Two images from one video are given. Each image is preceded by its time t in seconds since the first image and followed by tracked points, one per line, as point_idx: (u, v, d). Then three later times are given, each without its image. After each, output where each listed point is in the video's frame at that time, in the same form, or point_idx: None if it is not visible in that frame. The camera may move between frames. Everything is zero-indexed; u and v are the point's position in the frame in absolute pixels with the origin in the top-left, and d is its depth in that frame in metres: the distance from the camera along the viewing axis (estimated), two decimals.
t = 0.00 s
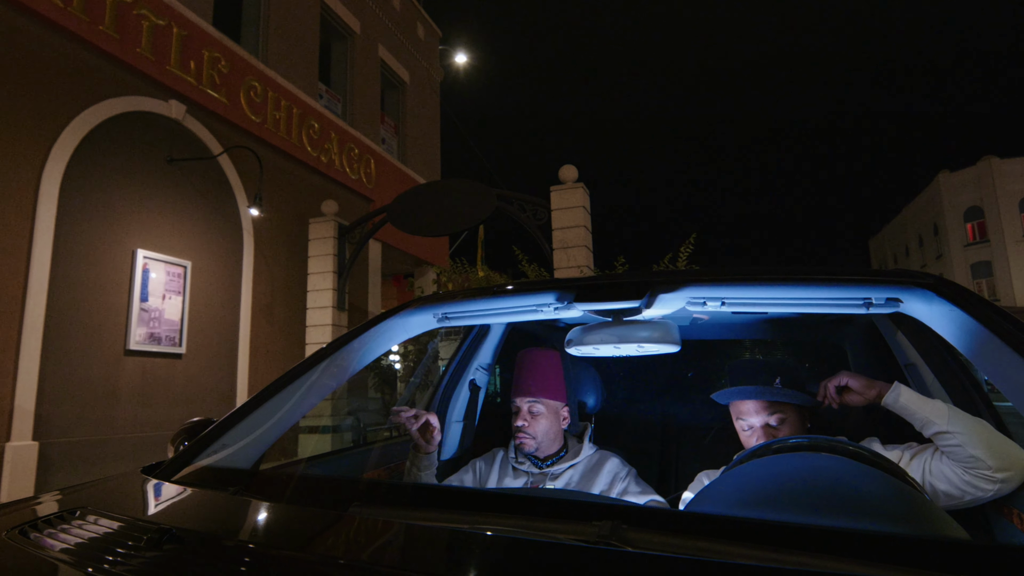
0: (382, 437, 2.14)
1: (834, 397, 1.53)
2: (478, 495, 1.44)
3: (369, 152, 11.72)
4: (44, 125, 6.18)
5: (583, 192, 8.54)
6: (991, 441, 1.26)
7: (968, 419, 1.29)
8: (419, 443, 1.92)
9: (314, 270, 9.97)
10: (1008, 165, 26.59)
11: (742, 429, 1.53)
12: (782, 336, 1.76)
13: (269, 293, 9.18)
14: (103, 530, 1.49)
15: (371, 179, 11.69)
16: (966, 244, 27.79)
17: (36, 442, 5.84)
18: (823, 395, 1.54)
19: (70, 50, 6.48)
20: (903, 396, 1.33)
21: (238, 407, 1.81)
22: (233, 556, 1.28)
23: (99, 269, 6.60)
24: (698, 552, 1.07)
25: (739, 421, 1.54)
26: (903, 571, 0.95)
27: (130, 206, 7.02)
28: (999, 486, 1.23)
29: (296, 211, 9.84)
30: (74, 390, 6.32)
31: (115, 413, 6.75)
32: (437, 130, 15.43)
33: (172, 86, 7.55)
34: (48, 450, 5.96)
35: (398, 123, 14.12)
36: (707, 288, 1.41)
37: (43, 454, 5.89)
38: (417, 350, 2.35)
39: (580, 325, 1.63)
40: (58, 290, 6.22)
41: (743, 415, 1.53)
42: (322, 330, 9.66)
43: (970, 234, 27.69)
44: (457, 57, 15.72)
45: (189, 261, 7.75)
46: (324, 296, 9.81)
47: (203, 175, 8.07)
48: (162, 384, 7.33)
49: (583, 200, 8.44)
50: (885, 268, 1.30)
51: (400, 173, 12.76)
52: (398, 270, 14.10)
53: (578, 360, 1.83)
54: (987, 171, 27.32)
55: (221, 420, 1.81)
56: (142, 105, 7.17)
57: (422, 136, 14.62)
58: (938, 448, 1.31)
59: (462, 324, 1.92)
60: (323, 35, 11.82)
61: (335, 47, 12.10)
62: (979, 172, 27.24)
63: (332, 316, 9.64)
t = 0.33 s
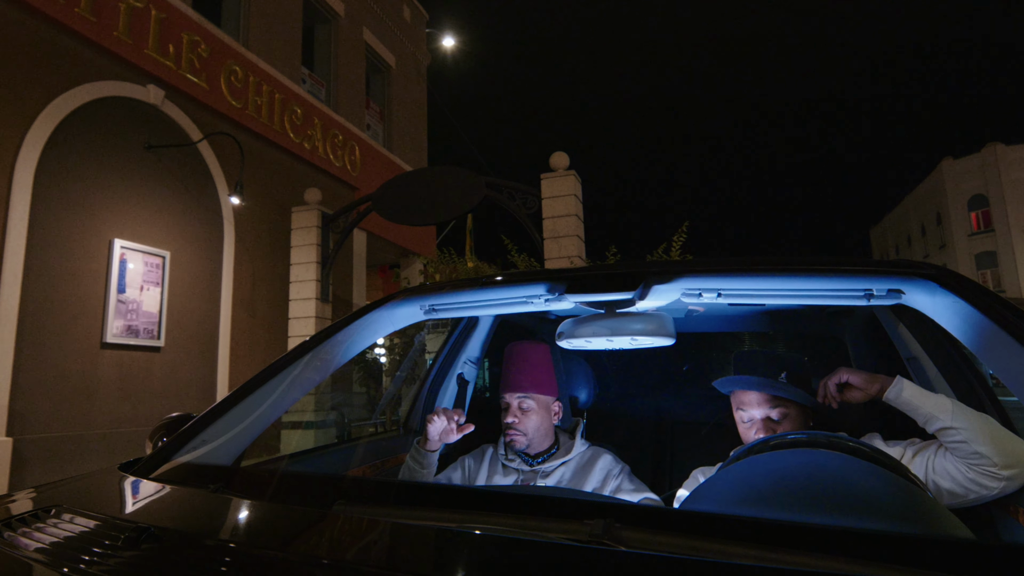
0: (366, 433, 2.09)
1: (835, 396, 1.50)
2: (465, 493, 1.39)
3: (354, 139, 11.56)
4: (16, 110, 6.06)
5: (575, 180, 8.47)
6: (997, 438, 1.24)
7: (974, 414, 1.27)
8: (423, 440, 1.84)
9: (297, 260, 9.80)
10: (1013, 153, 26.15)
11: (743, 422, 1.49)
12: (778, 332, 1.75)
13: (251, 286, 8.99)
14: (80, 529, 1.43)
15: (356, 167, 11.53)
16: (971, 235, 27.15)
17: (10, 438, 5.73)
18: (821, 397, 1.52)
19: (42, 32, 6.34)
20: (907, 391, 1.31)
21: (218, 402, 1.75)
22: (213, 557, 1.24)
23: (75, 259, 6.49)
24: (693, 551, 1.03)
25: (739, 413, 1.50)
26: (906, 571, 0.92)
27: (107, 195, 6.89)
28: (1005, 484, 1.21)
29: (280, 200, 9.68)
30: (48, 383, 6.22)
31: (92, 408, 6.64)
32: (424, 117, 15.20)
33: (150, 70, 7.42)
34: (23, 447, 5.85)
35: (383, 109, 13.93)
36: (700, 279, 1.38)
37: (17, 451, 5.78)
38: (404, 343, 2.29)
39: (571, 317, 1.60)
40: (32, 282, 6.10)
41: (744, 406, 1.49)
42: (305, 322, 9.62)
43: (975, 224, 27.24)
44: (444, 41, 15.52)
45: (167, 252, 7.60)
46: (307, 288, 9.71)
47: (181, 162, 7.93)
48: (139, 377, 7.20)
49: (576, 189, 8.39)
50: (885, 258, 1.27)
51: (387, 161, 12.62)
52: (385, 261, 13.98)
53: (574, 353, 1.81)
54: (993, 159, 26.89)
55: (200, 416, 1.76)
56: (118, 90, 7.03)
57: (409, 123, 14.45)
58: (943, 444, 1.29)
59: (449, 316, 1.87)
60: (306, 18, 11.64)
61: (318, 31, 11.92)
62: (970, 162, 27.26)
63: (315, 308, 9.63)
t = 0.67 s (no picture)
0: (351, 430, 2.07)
1: (845, 372, 1.39)
2: (452, 490, 1.35)
3: (338, 125, 11.34)
4: None
5: (566, 166, 8.35)
6: (1007, 432, 1.21)
7: (982, 407, 1.26)
8: (395, 432, 1.85)
9: (279, 250, 9.36)
10: (1017, 140, 25.76)
11: (743, 414, 1.50)
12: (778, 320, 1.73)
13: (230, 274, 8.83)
14: (54, 527, 1.38)
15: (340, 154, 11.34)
16: (974, 223, 26.86)
17: None
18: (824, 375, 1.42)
19: (13, 15, 6.19)
20: (913, 380, 1.29)
21: (198, 395, 1.70)
22: (189, 558, 1.20)
23: (49, 248, 6.37)
24: (688, 551, 1.00)
25: (742, 405, 1.50)
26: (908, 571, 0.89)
27: (82, 182, 6.76)
28: (1012, 482, 1.19)
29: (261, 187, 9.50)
30: (21, 376, 6.12)
31: (68, 402, 6.55)
32: (411, 103, 14.95)
33: (127, 54, 7.28)
34: None
35: (368, 95, 13.71)
36: (696, 270, 1.34)
37: None
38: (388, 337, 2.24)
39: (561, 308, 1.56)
40: (5, 271, 5.99)
41: (749, 399, 1.48)
42: (287, 313, 9.08)
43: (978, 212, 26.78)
44: (431, 24, 15.26)
45: (145, 241, 7.45)
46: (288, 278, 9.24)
47: (159, 148, 7.79)
48: (118, 369, 7.09)
49: (567, 175, 8.28)
50: (883, 247, 1.24)
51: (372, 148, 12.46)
52: (373, 250, 13.84)
53: (562, 346, 1.76)
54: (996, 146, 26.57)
55: (179, 411, 1.70)
56: (94, 75, 6.90)
57: (395, 108, 14.25)
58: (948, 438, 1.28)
59: (436, 307, 1.82)
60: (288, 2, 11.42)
61: (301, 14, 11.70)
62: (960, 151, 27.25)
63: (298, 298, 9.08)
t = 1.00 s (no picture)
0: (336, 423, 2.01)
1: (846, 377, 1.34)
2: (437, 486, 1.31)
3: (321, 110, 11.09)
4: None
5: (556, 153, 8.30)
6: (1007, 430, 1.20)
7: (984, 403, 1.23)
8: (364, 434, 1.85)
9: (260, 240, 9.06)
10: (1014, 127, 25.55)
11: (739, 395, 1.49)
12: (773, 309, 1.71)
13: (211, 263, 8.62)
14: (28, 525, 1.33)
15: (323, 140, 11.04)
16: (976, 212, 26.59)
17: None
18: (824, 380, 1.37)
19: None
20: (913, 376, 1.27)
21: (176, 388, 1.65)
22: (165, 558, 1.15)
23: (21, 237, 6.24)
24: (683, 550, 0.96)
25: (739, 383, 1.49)
26: (911, 571, 0.85)
27: (56, 170, 6.61)
28: (1015, 479, 1.17)
29: (243, 173, 9.28)
30: None
31: (43, 395, 6.45)
32: (397, 88, 14.65)
33: (103, 37, 7.11)
34: None
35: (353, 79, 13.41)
36: (690, 260, 1.30)
37: None
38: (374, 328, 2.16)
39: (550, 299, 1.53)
40: None
41: (746, 373, 1.48)
42: (268, 304, 8.87)
43: (981, 199, 26.42)
44: (417, 6, 14.94)
45: (122, 229, 7.29)
46: (270, 268, 8.92)
47: (137, 134, 7.63)
48: (95, 361, 6.98)
49: (556, 162, 8.23)
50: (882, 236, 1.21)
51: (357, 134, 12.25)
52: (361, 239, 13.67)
53: (551, 337, 1.73)
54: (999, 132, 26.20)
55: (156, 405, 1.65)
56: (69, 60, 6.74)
57: (381, 92, 13.99)
58: (949, 435, 1.25)
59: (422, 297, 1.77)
60: None
61: None
62: (954, 140, 27.12)
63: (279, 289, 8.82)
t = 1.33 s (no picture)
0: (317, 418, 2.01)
1: (837, 395, 1.34)
2: (423, 482, 1.27)
3: (303, 95, 10.84)
4: None
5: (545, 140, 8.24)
6: (1009, 429, 1.17)
7: (983, 403, 1.20)
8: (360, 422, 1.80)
9: (241, 228, 8.99)
10: (1014, 113, 25.36)
11: (725, 394, 1.46)
12: (769, 299, 1.67)
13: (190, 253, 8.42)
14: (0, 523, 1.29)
15: (304, 125, 10.82)
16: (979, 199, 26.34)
17: None
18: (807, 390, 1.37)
19: None
20: (906, 382, 1.24)
21: (154, 382, 1.60)
22: (139, 558, 1.11)
23: None
24: (675, 548, 0.93)
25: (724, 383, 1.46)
26: (915, 570, 0.82)
27: (30, 155, 6.43)
28: (1019, 479, 1.16)
29: (223, 159, 9.08)
30: None
31: (19, 388, 6.33)
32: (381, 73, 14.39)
33: (79, 20, 6.93)
34: None
35: (336, 63, 13.17)
36: (683, 249, 1.28)
37: None
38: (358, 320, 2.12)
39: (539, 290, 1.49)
40: None
41: (732, 373, 1.45)
42: (250, 294, 8.74)
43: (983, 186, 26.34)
44: None
45: (100, 218, 7.13)
46: (251, 257, 8.87)
47: (115, 121, 7.43)
48: (72, 354, 6.85)
49: (545, 149, 8.15)
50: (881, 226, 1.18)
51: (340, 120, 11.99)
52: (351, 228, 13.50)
53: (543, 330, 1.69)
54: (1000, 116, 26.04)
55: (134, 398, 1.60)
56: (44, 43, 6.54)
57: (365, 77, 13.74)
58: (948, 437, 1.23)
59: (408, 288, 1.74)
60: None
61: None
62: (951, 127, 26.99)
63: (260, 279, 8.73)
